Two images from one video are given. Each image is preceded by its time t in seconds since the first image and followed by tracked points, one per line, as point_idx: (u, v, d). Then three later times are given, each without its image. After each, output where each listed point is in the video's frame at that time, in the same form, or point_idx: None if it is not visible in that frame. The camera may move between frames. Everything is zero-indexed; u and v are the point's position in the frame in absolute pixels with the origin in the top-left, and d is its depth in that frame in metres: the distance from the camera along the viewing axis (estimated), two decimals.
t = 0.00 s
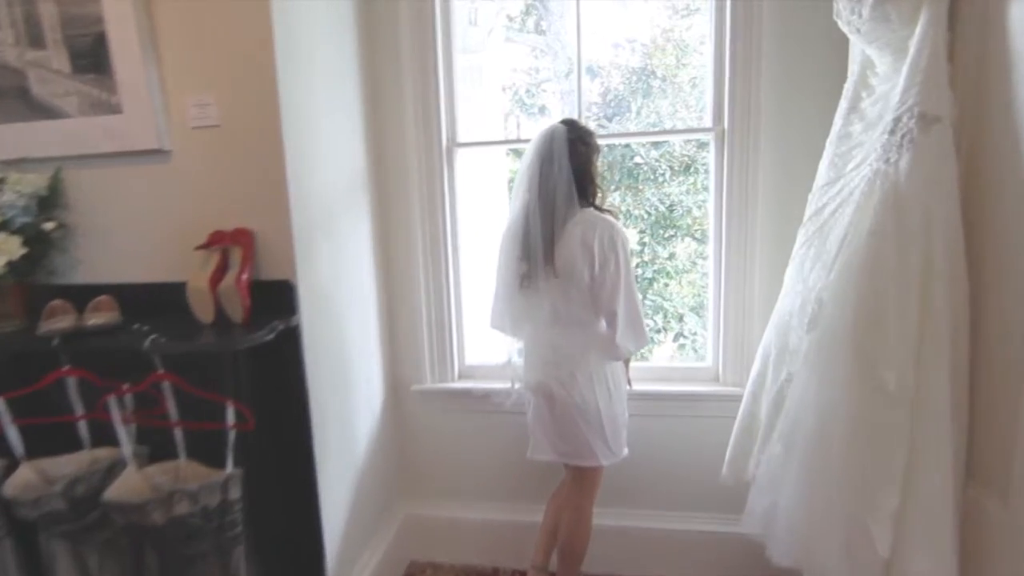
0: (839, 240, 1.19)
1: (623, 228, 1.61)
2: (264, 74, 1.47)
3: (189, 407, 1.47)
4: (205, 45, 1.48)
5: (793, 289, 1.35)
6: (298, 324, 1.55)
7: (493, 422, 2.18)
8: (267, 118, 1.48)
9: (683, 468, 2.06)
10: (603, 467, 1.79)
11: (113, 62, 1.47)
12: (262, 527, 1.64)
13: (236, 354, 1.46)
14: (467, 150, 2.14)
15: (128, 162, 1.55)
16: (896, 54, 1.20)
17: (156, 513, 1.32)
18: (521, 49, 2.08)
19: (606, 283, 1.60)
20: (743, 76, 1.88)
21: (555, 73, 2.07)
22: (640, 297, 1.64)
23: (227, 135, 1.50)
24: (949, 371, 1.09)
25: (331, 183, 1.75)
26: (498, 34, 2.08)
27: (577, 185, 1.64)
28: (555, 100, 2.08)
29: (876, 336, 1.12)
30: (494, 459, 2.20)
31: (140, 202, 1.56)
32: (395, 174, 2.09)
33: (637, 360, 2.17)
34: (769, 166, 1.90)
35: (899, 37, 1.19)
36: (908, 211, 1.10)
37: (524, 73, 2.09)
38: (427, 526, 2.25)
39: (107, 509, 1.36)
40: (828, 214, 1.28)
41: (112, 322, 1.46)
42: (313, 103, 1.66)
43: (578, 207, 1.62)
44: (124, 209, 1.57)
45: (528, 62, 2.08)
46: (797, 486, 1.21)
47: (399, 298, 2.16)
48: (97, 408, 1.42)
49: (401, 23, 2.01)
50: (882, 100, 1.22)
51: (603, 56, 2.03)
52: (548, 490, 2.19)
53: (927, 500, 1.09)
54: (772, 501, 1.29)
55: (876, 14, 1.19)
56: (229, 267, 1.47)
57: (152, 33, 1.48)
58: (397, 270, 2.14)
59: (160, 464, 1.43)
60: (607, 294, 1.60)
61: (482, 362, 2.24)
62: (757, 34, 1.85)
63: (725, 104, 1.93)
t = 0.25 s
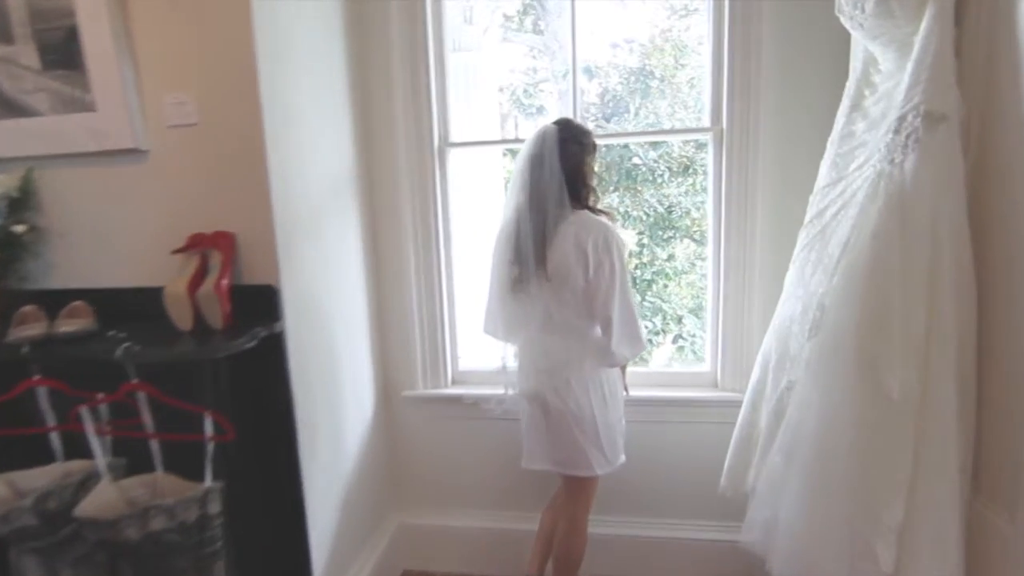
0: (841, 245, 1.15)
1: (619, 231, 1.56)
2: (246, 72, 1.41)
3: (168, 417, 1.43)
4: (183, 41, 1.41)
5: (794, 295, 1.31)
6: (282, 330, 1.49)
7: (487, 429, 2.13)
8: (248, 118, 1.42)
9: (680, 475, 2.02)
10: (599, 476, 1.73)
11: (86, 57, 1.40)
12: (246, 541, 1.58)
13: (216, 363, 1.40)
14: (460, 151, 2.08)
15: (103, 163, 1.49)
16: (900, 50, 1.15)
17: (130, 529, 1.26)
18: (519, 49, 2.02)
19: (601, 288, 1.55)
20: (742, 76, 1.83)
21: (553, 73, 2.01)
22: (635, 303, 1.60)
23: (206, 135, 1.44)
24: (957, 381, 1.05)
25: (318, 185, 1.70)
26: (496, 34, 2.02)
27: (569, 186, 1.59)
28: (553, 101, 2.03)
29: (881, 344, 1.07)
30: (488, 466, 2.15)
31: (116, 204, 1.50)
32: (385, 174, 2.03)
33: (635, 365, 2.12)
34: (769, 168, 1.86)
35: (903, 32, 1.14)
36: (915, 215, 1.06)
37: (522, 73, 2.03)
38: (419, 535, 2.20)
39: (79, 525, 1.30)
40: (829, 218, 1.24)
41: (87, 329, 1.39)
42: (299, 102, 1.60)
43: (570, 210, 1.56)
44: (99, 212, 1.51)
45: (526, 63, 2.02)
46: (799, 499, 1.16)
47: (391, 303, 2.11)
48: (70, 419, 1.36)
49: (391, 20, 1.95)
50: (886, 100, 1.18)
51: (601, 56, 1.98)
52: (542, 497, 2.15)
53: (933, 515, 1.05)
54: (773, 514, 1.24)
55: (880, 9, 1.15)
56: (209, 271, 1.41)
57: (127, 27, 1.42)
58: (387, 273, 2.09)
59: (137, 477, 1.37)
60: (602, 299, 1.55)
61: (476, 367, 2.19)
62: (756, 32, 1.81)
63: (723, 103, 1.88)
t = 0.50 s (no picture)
0: (844, 248, 1.10)
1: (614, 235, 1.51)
2: (226, 69, 1.36)
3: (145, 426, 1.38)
4: (162, 36, 1.37)
5: (794, 301, 1.26)
6: (265, 336, 1.44)
7: (480, 436, 2.08)
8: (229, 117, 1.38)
9: (676, 483, 1.97)
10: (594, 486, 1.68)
11: (60, 52, 1.35)
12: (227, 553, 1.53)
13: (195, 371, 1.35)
14: (452, 151, 2.03)
15: (79, 162, 1.44)
16: (905, 45, 1.11)
17: (102, 545, 1.21)
18: (518, 48, 1.97)
19: (595, 292, 1.50)
20: (741, 74, 1.79)
21: (553, 73, 1.96)
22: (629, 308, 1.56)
23: (185, 133, 1.39)
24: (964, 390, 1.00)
25: (305, 186, 1.65)
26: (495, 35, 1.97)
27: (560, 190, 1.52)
28: (552, 102, 1.98)
29: (886, 353, 1.03)
30: (482, 474, 2.11)
31: (93, 205, 1.45)
32: (375, 175, 1.98)
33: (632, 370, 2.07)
34: (769, 168, 1.81)
35: (907, 27, 1.10)
36: (921, 217, 1.01)
37: (520, 72, 1.98)
38: (410, 543, 2.15)
39: (51, 539, 1.24)
40: (831, 220, 1.19)
41: (61, 335, 1.34)
42: (283, 101, 1.55)
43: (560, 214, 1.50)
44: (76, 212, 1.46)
45: (525, 62, 1.97)
46: (799, 513, 1.12)
47: (381, 307, 2.06)
48: (43, 428, 1.31)
49: (381, 16, 1.90)
50: (891, 96, 1.13)
51: (599, 55, 1.93)
52: (536, 505, 2.10)
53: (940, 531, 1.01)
54: (773, 527, 1.20)
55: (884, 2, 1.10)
56: (188, 275, 1.37)
57: (103, 21, 1.37)
58: (377, 276, 2.04)
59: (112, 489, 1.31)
60: (595, 304, 1.50)
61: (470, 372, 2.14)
62: (756, 29, 1.76)
63: (722, 101, 1.84)
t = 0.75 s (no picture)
0: (847, 251, 1.05)
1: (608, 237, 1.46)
2: (207, 66, 1.32)
3: (123, 435, 1.33)
4: (139, 31, 1.32)
5: (795, 306, 1.21)
6: (247, 341, 1.39)
7: (474, 442, 2.03)
8: (210, 115, 1.34)
9: (674, 491, 1.93)
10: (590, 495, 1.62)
11: (34, 48, 1.31)
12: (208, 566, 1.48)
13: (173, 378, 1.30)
14: (444, 151, 1.98)
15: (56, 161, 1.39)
16: (911, 39, 1.06)
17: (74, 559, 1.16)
18: (517, 49, 1.92)
19: (588, 295, 1.45)
20: (740, 72, 1.74)
21: (553, 73, 1.91)
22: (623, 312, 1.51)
23: (165, 131, 1.35)
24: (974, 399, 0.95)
25: (291, 187, 1.60)
26: (494, 35, 1.92)
27: (544, 193, 1.48)
28: (552, 103, 1.92)
29: (891, 361, 0.98)
30: (475, 481, 2.06)
31: (70, 206, 1.41)
32: (365, 175, 1.94)
33: (631, 375, 2.02)
34: (769, 169, 1.76)
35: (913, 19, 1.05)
36: (927, 218, 0.96)
37: (520, 73, 1.93)
38: (401, 551, 2.11)
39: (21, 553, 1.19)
40: (832, 222, 1.14)
41: (36, 341, 1.30)
42: (267, 99, 1.51)
43: (545, 218, 1.46)
44: (53, 213, 1.42)
45: (524, 63, 1.92)
46: (799, 528, 1.06)
47: (372, 310, 2.01)
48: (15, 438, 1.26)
49: (371, 12, 1.85)
50: (896, 93, 1.08)
51: (599, 55, 1.89)
52: (531, 513, 2.05)
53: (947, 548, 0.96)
54: (772, 542, 1.15)
55: None
56: (167, 279, 1.32)
57: (79, 16, 1.32)
58: (368, 278, 1.99)
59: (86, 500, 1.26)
60: (589, 308, 1.45)
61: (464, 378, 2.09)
62: (756, 25, 1.71)
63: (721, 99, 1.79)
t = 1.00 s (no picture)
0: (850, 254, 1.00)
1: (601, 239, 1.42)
2: (186, 62, 1.28)
3: (97, 443, 1.28)
4: (115, 25, 1.28)
5: (795, 312, 1.16)
6: (229, 346, 1.35)
7: (467, 449, 1.98)
8: (189, 113, 1.29)
9: (671, 500, 1.87)
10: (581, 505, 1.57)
11: (8, 44, 1.27)
12: None
13: (150, 384, 1.25)
14: (437, 150, 1.93)
15: (32, 161, 1.35)
16: (918, 31, 1.01)
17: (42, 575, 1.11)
18: (518, 49, 1.87)
19: (579, 299, 1.39)
20: (739, 69, 1.68)
21: (554, 73, 1.86)
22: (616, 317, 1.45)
23: (143, 130, 1.31)
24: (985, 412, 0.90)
25: (276, 188, 1.56)
26: (494, 35, 1.87)
27: (528, 195, 1.45)
28: (551, 103, 1.87)
29: (896, 371, 0.93)
30: (469, 489, 2.01)
31: (47, 207, 1.37)
32: (355, 175, 1.89)
33: (631, 379, 1.97)
34: (769, 170, 1.71)
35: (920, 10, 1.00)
36: (935, 219, 0.91)
37: (520, 73, 1.88)
38: (392, 560, 2.06)
39: None
40: (834, 224, 1.09)
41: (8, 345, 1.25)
42: (251, 97, 1.47)
43: (529, 221, 1.44)
44: (30, 215, 1.38)
45: (524, 63, 1.87)
46: (800, 546, 1.01)
47: (362, 314, 1.97)
48: None
49: (360, 9, 1.81)
50: (901, 88, 1.03)
51: (598, 54, 1.84)
52: (525, 522, 2.00)
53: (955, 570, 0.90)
54: (771, 559, 1.09)
55: None
56: (142, 283, 1.27)
57: (54, 11, 1.28)
58: (359, 280, 1.95)
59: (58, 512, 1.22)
60: (580, 313, 1.40)
61: (457, 383, 2.04)
62: (756, 21, 1.65)
63: (720, 97, 1.74)
